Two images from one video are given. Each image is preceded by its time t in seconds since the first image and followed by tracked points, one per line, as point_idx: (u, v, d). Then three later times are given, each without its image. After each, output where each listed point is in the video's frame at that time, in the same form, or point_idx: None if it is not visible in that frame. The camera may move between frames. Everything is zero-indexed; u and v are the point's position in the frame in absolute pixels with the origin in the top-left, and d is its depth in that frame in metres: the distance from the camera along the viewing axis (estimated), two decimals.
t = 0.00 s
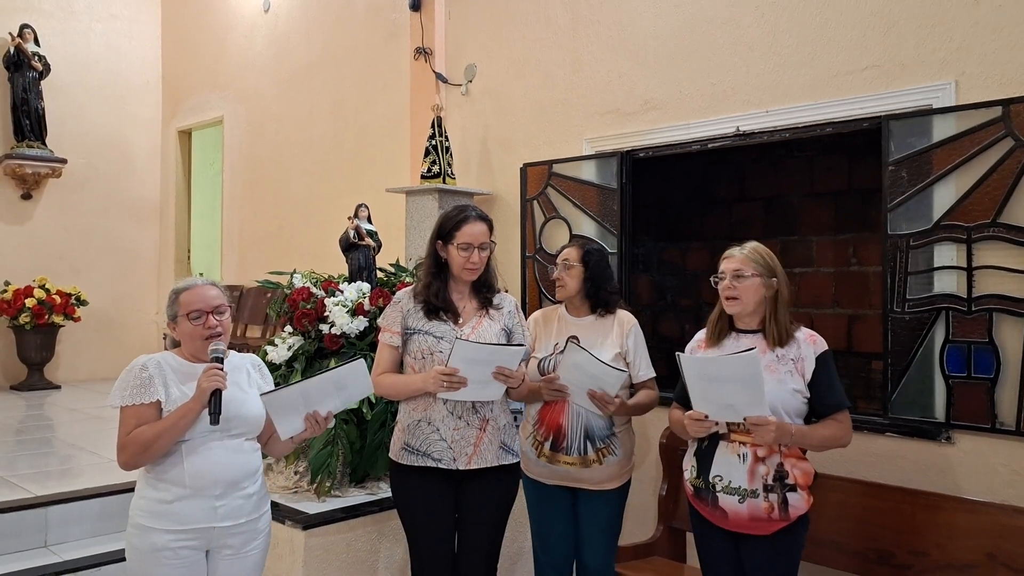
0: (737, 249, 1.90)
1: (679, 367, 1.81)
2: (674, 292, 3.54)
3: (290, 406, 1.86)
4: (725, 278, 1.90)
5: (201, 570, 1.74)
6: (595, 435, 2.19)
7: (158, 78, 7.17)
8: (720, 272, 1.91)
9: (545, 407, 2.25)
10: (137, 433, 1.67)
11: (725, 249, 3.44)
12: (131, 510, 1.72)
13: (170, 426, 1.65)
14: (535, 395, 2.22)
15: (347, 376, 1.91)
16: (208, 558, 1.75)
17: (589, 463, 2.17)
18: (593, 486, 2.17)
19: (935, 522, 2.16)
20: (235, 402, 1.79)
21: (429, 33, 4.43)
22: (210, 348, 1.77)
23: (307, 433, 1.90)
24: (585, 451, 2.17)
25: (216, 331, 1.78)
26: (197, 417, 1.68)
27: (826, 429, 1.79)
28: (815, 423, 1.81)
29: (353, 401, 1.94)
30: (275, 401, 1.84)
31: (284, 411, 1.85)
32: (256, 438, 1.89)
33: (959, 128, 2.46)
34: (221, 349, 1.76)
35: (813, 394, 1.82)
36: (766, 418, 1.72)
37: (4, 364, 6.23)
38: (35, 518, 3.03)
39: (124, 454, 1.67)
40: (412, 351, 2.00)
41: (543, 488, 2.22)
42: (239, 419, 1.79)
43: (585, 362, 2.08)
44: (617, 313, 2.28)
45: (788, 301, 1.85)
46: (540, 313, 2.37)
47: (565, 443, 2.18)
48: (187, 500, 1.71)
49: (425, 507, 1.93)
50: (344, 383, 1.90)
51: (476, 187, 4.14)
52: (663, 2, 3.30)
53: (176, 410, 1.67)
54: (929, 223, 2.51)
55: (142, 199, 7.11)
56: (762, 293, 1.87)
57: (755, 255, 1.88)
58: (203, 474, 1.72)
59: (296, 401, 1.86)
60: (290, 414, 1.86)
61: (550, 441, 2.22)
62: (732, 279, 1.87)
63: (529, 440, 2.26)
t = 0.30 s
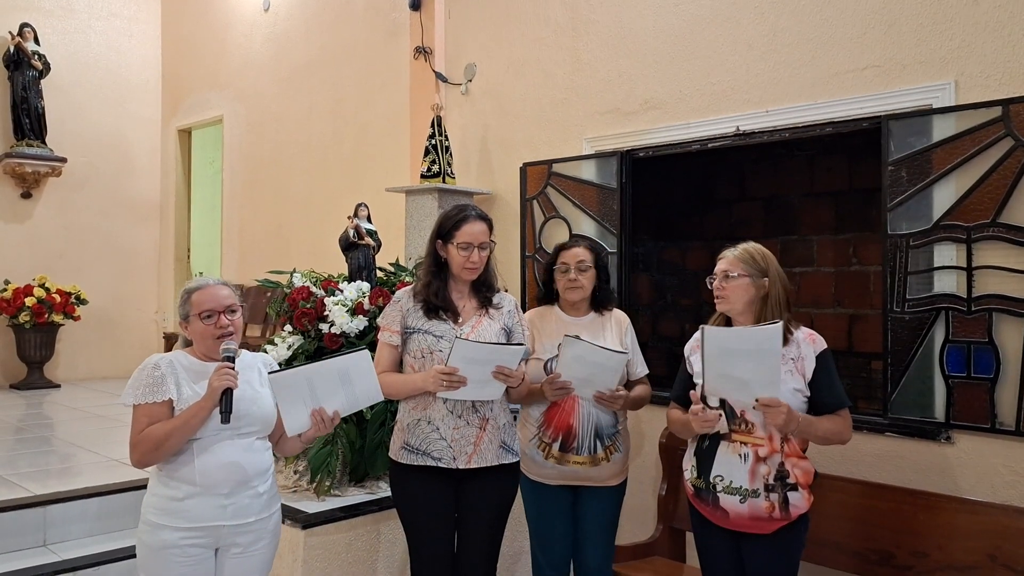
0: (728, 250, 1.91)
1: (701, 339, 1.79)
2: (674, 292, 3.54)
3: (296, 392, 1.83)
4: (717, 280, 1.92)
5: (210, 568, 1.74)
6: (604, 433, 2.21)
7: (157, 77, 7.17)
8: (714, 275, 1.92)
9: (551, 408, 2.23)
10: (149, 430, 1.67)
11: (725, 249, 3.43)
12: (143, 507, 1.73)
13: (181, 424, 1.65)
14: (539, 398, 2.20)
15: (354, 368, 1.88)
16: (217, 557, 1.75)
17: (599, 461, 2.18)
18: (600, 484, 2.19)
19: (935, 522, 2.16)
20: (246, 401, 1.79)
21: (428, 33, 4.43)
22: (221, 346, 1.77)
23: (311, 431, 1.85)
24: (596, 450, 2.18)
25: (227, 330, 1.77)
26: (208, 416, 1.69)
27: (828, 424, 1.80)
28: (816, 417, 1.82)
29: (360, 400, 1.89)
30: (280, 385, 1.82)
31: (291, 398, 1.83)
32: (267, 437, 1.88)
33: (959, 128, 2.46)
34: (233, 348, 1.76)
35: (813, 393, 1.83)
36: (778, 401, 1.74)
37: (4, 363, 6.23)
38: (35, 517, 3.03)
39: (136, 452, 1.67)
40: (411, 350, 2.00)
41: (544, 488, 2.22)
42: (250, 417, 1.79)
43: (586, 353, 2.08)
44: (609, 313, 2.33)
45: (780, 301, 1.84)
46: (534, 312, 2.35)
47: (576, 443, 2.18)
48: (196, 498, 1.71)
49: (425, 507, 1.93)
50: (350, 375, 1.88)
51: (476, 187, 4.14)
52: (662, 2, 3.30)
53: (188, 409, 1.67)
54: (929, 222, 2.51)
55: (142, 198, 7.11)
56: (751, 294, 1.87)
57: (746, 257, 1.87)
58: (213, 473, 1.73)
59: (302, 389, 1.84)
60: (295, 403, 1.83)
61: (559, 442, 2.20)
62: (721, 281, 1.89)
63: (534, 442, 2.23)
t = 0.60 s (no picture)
0: (723, 252, 1.91)
1: (736, 306, 1.72)
2: (673, 292, 3.54)
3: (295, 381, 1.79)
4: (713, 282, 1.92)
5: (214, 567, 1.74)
6: (610, 431, 2.23)
7: (157, 77, 7.17)
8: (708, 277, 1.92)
9: (559, 409, 2.21)
10: (154, 430, 1.68)
11: (724, 250, 3.44)
12: (149, 504, 1.74)
13: (185, 425, 1.65)
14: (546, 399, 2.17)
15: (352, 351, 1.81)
16: (222, 556, 1.76)
17: (606, 461, 2.20)
18: (605, 483, 2.21)
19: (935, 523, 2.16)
20: (249, 402, 1.77)
21: (428, 33, 4.43)
22: (226, 347, 1.76)
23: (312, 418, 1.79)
24: (604, 449, 2.20)
25: (233, 330, 1.77)
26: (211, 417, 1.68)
27: (828, 418, 1.80)
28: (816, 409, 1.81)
29: (359, 382, 1.81)
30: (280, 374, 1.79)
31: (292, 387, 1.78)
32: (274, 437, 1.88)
33: (959, 128, 2.46)
34: (237, 349, 1.75)
35: (813, 391, 1.84)
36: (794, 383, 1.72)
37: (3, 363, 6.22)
38: (34, 518, 3.03)
39: (142, 451, 1.68)
40: (410, 351, 2.00)
41: (544, 489, 2.21)
42: (253, 418, 1.78)
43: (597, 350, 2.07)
44: (601, 313, 2.36)
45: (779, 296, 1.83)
46: (531, 315, 2.34)
47: (587, 443, 2.18)
48: (200, 497, 1.71)
49: (425, 507, 1.93)
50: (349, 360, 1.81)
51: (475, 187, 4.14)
52: (662, 2, 3.30)
53: (191, 409, 1.67)
54: (929, 223, 2.51)
55: (141, 199, 7.11)
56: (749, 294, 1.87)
57: (740, 258, 1.88)
58: (216, 473, 1.73)
59: (301, 377, 1.79)
60: (293, 392, 1.78)
61: (569, 444, 2.19)
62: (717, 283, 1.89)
63: (543, 445, 2.21)
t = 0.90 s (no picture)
0: (720, 252, 1.91)
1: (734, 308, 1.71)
2: (673, 292, 3.54)
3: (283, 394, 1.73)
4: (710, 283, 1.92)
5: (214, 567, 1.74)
6: (609, 431, 2.23)
7: (157, 77, 7.17)
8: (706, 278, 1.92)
9: (559, 411, 2.21)
10: (152, 430, 1.68)
11: (724, 250, 3.43)
12: (150, 503, 1.75)
13: (182, 425, 1.66)
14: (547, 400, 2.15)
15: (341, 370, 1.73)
16: (221, 556, 1.75)
17: (606, 461, 2.21)
18: (605, 482, 2.21)
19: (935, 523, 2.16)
20: (247, 402, 1.78)
21: (428, 33, 4.43)
22: (226, 347, 1.76)
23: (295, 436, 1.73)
24: (603, 449, 2.21)
25: (234, 330, 1.77)
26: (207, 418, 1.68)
27: (830, 418, 1.80)
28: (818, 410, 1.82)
29: (343, 404, 1.74)
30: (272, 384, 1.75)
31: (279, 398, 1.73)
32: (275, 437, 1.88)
33: (960, 128, 2.46)
34: (236, 350, 1.75)
35: (813, 391, 1.84)
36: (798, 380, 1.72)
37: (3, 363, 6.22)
38: (34, 518, 3.03)
39: (140, 451, 1.68)
40: (410, 351, 2.00)
41: (543, 489, 2.21)
42: (252, 419, 1.78)
43: (601, 352, 2.07)
44: (597, 314, 2.37)
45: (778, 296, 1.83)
46: (529, 316, 2.32)
47: (587, 444, 2.18)
48: (199, 496, 1.72)
49: (425, 507, 1.93)
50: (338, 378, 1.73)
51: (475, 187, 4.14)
52: (662, 2, 3.30)
53: (188, 410, 1.67)
54: (928, 223, 2.50)
55: (141, 199, 7.11)
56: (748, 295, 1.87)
57: (738, 258, 1.88)
58: (215, 471, 1.73)
59: (289, 391, 1.73)
60: (280, 404, 1.73)
61: (569, 445, 2.19)
62: (715, 284, 1.89)
63: (542, 446, 2.20)
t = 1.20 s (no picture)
0: (720, 252, 1.91)
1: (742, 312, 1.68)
2: (675, 292, 3.54)
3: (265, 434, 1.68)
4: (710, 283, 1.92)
5: (211, 567, 1.74)
6: (612, 433, 2.23)
7: (159, 77, 7.17)
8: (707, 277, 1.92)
9: (560, 411, 2.22)
10: (147, 430, 1.69)
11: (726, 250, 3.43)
12: (148, 502, 1.76)
13: (175, 426, 1.66)
14: (548, 398, 2.16)
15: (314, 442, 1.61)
16: (219, 557, 1.75)
17: (609, 463, 2.20)
18: (607, 485, 2.20)
19: (937, 524, 2.16)
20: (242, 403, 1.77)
21: (429, 33, 4.43)
22: (221, 347, 1.76)
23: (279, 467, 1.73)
24: (606, 452, 2.20)
25: (230, 330, 1.76)
26: (201, 420, 1.69)
27: (831, 419, 1.81)
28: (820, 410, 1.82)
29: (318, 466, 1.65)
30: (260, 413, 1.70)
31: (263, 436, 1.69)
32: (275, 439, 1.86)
33: (962, 127, 2.45)
34: (229, 351, 1.74)
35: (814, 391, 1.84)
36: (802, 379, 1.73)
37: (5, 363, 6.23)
38: (35, 518, 3.03)
39: (136, 450, 1.70)
40: (410, 351, 2.00)
41: (544, 490, 2.21)
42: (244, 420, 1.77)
43: (603, 348, 2.06)
44: (602, 313, 2.36)
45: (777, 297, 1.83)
46: (531, 317, 2.33)
47: (589, 445, 2.18)
48: (195, 496, 1.72)
49: (426, 507, 1.93)
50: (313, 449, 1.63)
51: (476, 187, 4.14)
52: (663, 2, 3.30)
53: (183, 411, 1.68)
54: (930, 223, 2.50)
55: (142, 199, 7.11)
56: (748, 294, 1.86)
57: (738, 259, 1.87)
58: (209, 472, 1.73)
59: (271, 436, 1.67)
60: (264, 442, 1.69)
61: (570, 446, 2.19)
62: (715, 284, 1.89)
63: (544, 448, 2.21)
